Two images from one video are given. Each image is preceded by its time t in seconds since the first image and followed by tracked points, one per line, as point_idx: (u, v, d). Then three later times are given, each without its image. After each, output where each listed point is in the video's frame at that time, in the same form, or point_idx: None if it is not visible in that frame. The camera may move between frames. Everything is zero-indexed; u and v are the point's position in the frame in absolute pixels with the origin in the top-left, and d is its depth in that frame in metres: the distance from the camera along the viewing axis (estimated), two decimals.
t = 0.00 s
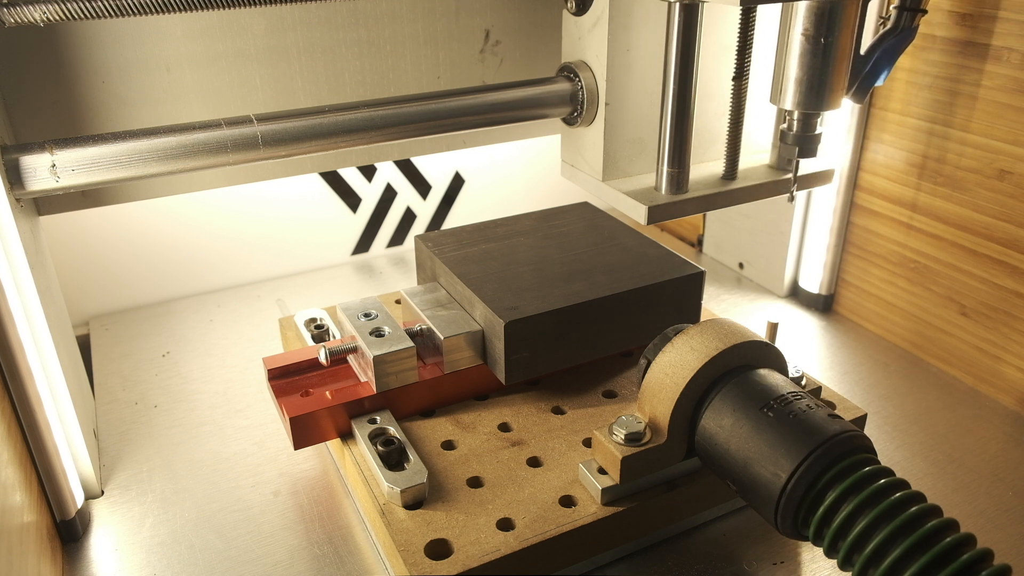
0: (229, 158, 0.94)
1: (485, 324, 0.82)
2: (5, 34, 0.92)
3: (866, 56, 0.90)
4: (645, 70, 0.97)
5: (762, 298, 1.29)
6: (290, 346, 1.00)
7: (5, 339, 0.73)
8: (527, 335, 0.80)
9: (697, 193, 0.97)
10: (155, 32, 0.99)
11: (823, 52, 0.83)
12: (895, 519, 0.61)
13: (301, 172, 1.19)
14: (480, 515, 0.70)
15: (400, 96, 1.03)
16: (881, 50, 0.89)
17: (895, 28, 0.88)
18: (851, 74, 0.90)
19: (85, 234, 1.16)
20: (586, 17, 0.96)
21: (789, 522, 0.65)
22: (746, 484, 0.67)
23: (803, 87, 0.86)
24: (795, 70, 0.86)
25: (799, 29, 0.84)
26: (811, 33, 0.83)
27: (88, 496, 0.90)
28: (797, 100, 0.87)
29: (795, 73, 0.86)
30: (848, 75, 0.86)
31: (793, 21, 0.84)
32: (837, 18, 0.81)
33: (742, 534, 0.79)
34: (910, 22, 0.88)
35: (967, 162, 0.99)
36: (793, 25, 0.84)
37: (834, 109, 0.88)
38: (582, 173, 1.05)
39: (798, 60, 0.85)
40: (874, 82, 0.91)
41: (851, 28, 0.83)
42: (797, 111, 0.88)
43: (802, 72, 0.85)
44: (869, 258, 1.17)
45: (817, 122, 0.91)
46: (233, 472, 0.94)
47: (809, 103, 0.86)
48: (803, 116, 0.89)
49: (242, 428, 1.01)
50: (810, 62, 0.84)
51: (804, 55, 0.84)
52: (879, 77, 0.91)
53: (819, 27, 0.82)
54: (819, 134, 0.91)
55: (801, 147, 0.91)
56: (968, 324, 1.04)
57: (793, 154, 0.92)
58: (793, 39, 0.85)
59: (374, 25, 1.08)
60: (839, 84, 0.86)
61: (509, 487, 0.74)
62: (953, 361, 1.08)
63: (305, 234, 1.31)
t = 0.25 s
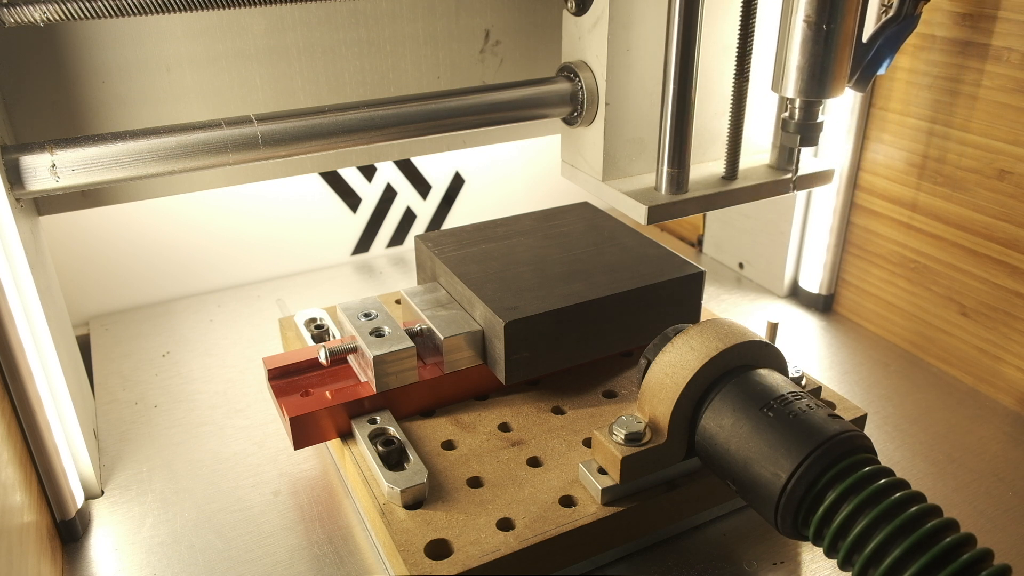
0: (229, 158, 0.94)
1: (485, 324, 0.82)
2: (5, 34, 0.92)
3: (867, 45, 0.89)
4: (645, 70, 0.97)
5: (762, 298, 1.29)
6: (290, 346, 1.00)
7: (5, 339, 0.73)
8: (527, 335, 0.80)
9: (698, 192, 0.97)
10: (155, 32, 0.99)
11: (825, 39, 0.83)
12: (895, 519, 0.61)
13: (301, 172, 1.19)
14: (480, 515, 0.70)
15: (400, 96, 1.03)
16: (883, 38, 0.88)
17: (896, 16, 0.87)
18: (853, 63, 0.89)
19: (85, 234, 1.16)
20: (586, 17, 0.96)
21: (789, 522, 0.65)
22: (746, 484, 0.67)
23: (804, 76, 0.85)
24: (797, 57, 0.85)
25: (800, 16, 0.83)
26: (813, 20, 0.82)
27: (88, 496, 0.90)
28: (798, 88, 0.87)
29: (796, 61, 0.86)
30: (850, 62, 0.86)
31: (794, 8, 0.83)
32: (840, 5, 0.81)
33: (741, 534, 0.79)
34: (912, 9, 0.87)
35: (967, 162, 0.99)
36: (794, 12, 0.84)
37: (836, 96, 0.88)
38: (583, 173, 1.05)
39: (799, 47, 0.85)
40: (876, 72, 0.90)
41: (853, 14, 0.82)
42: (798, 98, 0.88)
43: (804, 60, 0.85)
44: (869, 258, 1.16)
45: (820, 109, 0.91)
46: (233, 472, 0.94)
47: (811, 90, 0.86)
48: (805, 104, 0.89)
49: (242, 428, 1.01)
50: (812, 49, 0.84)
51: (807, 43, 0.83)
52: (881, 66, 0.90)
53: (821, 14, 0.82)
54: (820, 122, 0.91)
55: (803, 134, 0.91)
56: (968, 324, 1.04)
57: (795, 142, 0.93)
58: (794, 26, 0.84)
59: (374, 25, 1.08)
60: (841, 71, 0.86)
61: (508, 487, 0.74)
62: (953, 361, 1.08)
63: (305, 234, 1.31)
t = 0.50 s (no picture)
0: (229, 158, 0.94)
1: (485, 324, 0.82)
2: (6, 34, 0.92)
3: (870, 33, 0.88)
4: (645, 69, 0.97)
5: (762, 298, 1.29)
6: (290, 346, 1.00)
7: (5, 339, 0.73)
8: (527, 335, 0.80)
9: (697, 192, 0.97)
10: (155, 32, 0.99)
11: (827, 27, 0.82)
12: (895, 519, 0.61)
13: (301, 172, 1.19)
14: (480, 515, 0.70)
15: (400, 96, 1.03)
16: (886, 27, 0.88)
17: (898, 6, 0.87)
18: (854, 51, 0.89)
19: (85, 234, 1.16)
20: (586, 17, 0.96)
21: (789, 522, 0.65)
22: (746, 484, 0.67)
23: (806, 65, 0.85)
24: (799, 46, 0.84)
25: (802, 4, 0.82)
26: (815, 9, 0.81)
27: (88, 496, 0.90)
28: (801, 77, 0.86)
29: (798, 50, 0.85)
30: (852, 50, 0.85)
31: None
32: None
33: (741, 534, 0.79)
34: None
35: (967, 162, 0.99)
36: None
37: (838, 85, 0.88)
38: (583, 173, 1.05)
39: (801, 35, 0.84)
40: (878, 60, 0.89)
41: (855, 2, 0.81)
42: (800, 88, 0.87)
43: (806, 49, 0.84)
44: (869, 258, 1.16)
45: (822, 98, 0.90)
46: (233, 472, 0.94)
47: (812, 79, 0.85)
48: (807, 94, 0.89)
49: (242, 428, 1.01)
50: (814, 38, 0.83)
51: (808, 31, 0.82)
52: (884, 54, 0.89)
53: (823, 2, 0.81)
54: (823, 111, 0.91)
55: (805, 124, 0.91)
56: (968, 324, 1.04)
57: (797, 132, 0.92)
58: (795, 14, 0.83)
59: (374, 25, 1.08)
60: (843, 60, 0.85)
61: (508, 487, 0.74)
62: (953, 361, 1.08)
63: (305, 234, 1.31)
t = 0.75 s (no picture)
0: (229, 158, 0.94)
1: (485, 324, 0.82)
2: (6, 34, 0.92)
3: (861, 35, 0.88)
4: (643, 69, 0.97)
5: (762, 298, 1.29)
6: (290, 346, 1.00)
7: (5, 339, 0.73)
8: (527, 335, 0.80)
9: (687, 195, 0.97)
10: (155, 32, 0.99)
11: (817, 28, 0.82)
12: (895, 519, 0.61)
13: (301, 172, 1.19)
14: (480, 515, 0.70)
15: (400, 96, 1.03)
16: (877, 28, 0.88)
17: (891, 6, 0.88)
18: (846, 52, 0.88)
19: (85, 234, 1.16)
20: (576, 18, 0.96)
21: (789, 522, 0.65)
22: (746, 484, 0.67)
23: (797, 67, 0.85)
24: (789, 47, 0.84)
25: (793, 5, 0.82)
26: (805, 9, 0.81)
27: (88, 496, 0.90)
28: (791, 78, 0.86)
29: (789, 51, 0.85)
30: (842, 52, 0.85)
31: None
32: None
33: (742, 534, 0.79)
34: None
35: (967, 162, 0.99)
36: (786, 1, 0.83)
37: (829, 87, 0.88)
38: (573, 174, 1.05)
39: (792, 36, 0.84)
40: (870, 60, 0.90)
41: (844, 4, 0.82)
42: (790, 89, 0.87)
43: (796, 50, 0.84)
44: (869, 258, 1.16)
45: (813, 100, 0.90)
46: (233, 472, 0.94)
47: (802, 81, 0.85)
48: (798, 95, 0.88)
49: (242, 428, 1.01)
50: (805, 39, 0.83)
51: (799, 31, 0.82)
52: (876, 54, 0.89)
53: (813, 2, 0.81)
54: (813, 113, 0.90)
55: (795, 126, 0.90)
56: (968, 324, 1.04)
57: (788, 134, 0.91)
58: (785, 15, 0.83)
59: (374, 25, 1.08)
60: (833, 61, 0.85)
61: (508, 487, 0.74)
62: (953, 361, 1.08)
63: (305, 234, 1.31)
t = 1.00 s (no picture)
0: (229, 158, 0.94)
1: (485, 324, 0.82)
2: (6, 34, 0.92)
3: (861, 35, 0.88)
4: (643, 69, 0.97)
5: (762, 298, 1.29)
6: (290, 347, 1.00)
7: (5, 339, 0.73)
8: (527, 335, 0.80)
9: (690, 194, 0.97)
10: (155, 32, 0.99)
11: (817, 28, 0.82)
12: (895, 519, 0.61)
13: (301, 172, 1.19)
14: (480, 515, 0.70)
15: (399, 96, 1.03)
16: (877, 28, 0.88)
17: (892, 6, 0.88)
18: (846, 52, 0.88)
19: (85, 234, 1.16)
20: (576, 19, 0.96)
21: (789, 522, 0.65)
22: (746, 484, 0.67)
23: (797, 67, 0.85)
24: (789, 47, 0.84)
25: (793, 5, 0.82)
26: (805, 9, 0.82)
27: (88, 496, 0.90)
28: (791, 79, 0.86)
29: (789, 51, 0.85)
30: (842, 51, 0.85)
31: None
32: None
33: (741, 534, 0.79)
34: None
35: (967, 162, 0.99)
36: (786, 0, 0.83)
37: (829, 87, 0.88)
38: (574, 174, 1.05)
39: (792, 36, 0.84)
40: (869, 60, 0.90)
41: (844, 4, 0.82)
42: (790, 90, 0.87)
43: (796, 51, 0.84)
44: (869, 258, 1.16)
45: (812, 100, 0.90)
46: (233, 472, 0.94)
47: (802, 81, 0.85)
48: (797, 95, 0.88)
49: (242, 428, 1.01)
50: (805, 38, 0.83)
51: (799, 31, 0.82)
52: (876, 54, 0.89)
53: (813, 2, 0.81)
54: (813, 113, 0.90)
55: (795, 126, 0.90)
56: (968, 324, 1.04)
57: (788, 134, 0.91)
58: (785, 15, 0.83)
59: (374, 25, 1.08)
60: (833, 61, 0.85)
61: (508, 487, 0.74)
62: (953, 360, 1.08)
63: (305, 234, 1.31)
